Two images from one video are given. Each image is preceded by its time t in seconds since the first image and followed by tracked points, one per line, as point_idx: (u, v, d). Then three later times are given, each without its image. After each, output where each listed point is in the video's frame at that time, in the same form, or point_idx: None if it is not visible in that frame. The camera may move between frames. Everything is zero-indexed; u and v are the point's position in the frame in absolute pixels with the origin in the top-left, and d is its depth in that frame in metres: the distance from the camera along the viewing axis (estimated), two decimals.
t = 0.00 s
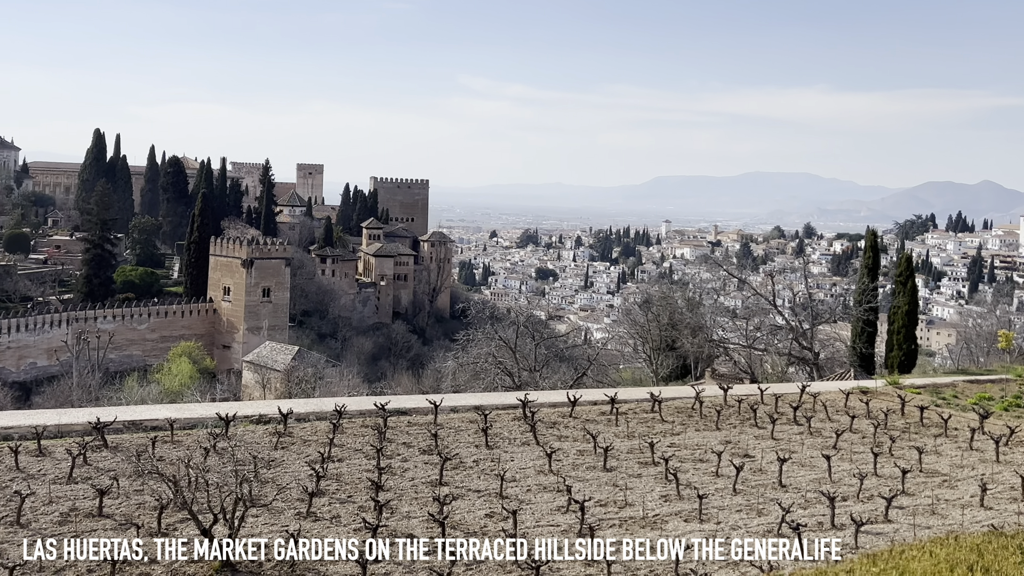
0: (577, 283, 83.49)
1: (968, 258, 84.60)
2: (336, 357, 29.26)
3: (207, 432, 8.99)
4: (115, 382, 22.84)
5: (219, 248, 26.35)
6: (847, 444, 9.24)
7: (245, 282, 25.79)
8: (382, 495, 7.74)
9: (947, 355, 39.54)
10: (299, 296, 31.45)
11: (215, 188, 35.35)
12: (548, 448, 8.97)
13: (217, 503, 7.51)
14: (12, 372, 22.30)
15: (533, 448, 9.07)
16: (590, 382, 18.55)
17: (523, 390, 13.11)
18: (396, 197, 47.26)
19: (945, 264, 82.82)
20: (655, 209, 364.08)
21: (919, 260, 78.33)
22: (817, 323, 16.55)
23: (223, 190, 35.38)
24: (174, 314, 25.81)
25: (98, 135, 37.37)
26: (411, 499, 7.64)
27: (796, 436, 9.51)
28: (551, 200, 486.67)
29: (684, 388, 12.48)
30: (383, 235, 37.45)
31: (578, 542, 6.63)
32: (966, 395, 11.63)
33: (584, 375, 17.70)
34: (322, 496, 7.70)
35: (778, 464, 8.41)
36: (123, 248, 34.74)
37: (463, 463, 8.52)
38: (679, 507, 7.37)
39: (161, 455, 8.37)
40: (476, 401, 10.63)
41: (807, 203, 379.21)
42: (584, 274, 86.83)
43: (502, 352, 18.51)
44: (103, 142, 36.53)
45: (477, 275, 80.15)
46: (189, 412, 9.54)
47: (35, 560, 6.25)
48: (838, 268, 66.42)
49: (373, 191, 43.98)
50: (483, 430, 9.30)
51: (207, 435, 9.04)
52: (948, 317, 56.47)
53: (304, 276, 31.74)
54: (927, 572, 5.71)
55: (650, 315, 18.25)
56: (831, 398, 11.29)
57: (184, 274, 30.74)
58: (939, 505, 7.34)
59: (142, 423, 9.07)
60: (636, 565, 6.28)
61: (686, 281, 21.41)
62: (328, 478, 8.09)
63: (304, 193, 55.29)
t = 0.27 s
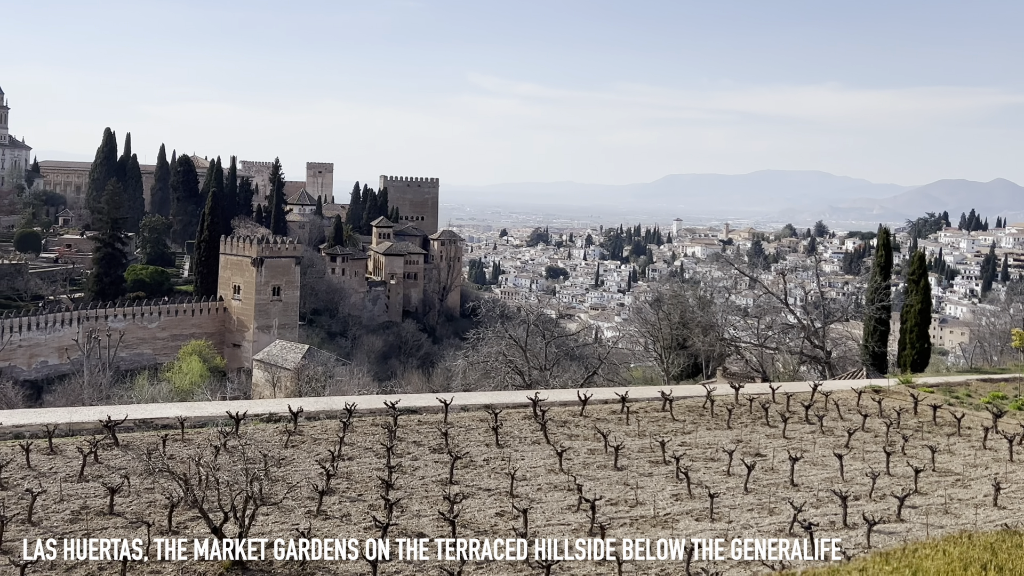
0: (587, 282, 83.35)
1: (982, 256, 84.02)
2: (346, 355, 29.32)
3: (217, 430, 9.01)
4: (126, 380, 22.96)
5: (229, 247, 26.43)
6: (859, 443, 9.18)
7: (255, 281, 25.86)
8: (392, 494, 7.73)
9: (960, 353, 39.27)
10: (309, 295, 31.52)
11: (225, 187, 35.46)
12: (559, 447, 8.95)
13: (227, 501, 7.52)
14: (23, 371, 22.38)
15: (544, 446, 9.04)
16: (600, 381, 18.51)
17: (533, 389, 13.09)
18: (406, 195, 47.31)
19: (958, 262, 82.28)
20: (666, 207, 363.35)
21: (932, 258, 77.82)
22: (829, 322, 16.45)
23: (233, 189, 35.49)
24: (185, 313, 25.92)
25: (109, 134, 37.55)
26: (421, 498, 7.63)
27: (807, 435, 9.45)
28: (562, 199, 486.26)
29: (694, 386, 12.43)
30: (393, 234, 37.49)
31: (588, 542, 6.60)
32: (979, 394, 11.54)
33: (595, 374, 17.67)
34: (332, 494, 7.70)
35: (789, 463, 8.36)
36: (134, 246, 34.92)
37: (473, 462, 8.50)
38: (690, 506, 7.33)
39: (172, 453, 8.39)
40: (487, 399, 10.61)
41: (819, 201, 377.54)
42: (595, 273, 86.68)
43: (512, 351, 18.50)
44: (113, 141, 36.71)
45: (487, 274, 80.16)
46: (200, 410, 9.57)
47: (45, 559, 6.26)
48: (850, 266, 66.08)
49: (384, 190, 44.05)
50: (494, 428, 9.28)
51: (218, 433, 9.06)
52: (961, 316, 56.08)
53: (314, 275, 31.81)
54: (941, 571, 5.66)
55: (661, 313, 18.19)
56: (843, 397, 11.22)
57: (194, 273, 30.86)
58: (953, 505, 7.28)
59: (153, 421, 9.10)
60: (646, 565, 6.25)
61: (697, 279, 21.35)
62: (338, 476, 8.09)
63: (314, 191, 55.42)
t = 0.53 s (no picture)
0: (596, 281, 83.26)
1: (993, 256, 83.54)
2: (355, 354, 29.34)
3: (226, 429, 9.02)
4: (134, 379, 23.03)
5: (237, 246, 26.50)
6: (870, 443, 9.12)
7: (263, 280, 25.91)
8: (401, 493, 7.72)
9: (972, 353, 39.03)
10: (317, 294, 31.58)
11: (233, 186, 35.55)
12: (568, 446, 8.92)
13: (236, 500, 7.52)
14: (32, 369, 22.32)
15: (553, 446, 9.02)
16: (610, 380, 18.47)
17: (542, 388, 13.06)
18: (414, 194, 47.35)
19: (970, 261, 81.85)
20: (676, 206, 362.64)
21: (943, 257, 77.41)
22: (840, 321, 16.34)
23: (242, 188, 35.57)
24: (193, 312, 26.00)
25: (117, 133, 37.69)
26: (430, 497, 7.61)
27: (818, 434, 9.40)
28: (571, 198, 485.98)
29: (703, 385, 12.40)
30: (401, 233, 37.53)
31: (598, 541, 6.57)
32: (991, 393, 11.47)
33: (604, 373, 17.63)
34: (341, 493, 7.70)
35: (800, 462, 8.31)
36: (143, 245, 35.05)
37: (482, 461, 8.48)
38: (700, 505, 7.30)
39: (180, 452, 8.40)
40: (496, 398, 10.59)
41: (829, 200, 376.12)
42: (604, 272, 86.57)
43: (521, 350, 18.49)
44: (122, 140, 36.83)
45: (496, 273, 80.19)
46: (209, 409, 9.58)
47: (55, 558, 6.27)
48: (860, 265, 65.81)
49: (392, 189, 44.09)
50: (503, 427, 9.26)
51: (227, 432, 9.07)
52: (972, 315, 55.72)
53: (322, 274, 31.87)
54: (952, 570, 5.62)
55: (670, 312, 18.14)
56: (854, 396, 11.17)
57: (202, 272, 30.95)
58: (964, 504, 7.22)
59: (162, 420, 9.12)
60: (656, 564, 6.23)
61: (706, 278, 21.28)
62: (346, 475, 8.08)
63: (322, 190, 55.52)
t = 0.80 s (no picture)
0: (606, 280, 83.13)
1: (1006, 254, 83.00)
2: (364, 354, 29.37)
3: (235, 428, 9.02)
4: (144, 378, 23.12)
5: (246, 245, 26.56)
6: (881, 442, 9.05)
7: (272, 279, 25.96)
8: (410, 492, 7.71)
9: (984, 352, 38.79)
10: (326, 293, 31.63)
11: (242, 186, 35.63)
12: (577, 445, 8.88)
13: (246, 499, 7.51)
14: (42, 368, 22.48)
15: (563, 445, 8.98)
16: (620, 379, 18.42)
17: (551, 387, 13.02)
18: (423, 193, 47.37)
19: (982, 260, 81.36)
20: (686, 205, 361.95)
21: (955, 256, 76.96)
22: (851, 320, 16.25)
23: (251, 187, 35.65)
24: (203, 311, 26.06)
25: (127, 133, 37.82)
26: (440, 496, 7.60)
27: (829, 434, 9.35)
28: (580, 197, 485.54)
29: (713, 384, 12.34)
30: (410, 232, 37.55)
31: (608, 540, 6.54)
32: (1003, 392, 11.38)
33: (614, 372, 17.58)
34: (350, 492, 7.69)
35: (811, 462, 8.25)
36: (152, 245, 35.18)
37: (491, 461, 8.45)
38: (711, 505, 7.26)
39: (190, 451, 8.41)
40: (505, 397, 10.56)
41: (840, 199, 374.57)
42: (613, 271, 86.46)
43: (530, 349, 18.46)
44: (131, 140, 36.97)
45: (505, 272, 80.15)
46: (218, 408, 9.59)
47: (67, 559, 6.26)
48: (871, 263, 65.51)
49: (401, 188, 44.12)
50: (512, 427, 9.24)
51: (237, 431, 9.08)
52: (985, 314, 55.38)
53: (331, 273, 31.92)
54: (966, 570, 5.57)
55: (680, 311, 18.08)
56: (865, 395, 11.10)
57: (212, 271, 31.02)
58: (976, 504, 7.16)
59: (171, 419, 9.13)
60: (667, 564, 6.20)
61: (717, 277, 21.20)
62: (356, 474, 8.08)
63: (331, 190, 55.63)
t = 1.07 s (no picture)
0: (618, 279, 82.97)
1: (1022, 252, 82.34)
2: (376, 353, 29.40)
3: (247, 427, 9.03)
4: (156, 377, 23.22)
5: (258, 245, 26.65)
6: (896, 442, 8.97)
7: (284, 278, 26.03)
8: (423, 491, 7.69)
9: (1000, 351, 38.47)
10: (338, 292, 31.69)
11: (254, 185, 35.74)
12: (590, 445, 8.84)
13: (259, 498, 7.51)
14: (55, 367, 22.58)
15: (575, 444, 8.94)
16: (632, 378, 18.36)
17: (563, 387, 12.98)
18: (434, 192, 47.40)
19: (998, 258, 80.75)
20: (699, 203, 360.88)
21: (971, 254, 76.43)
22: (865, 318, 16.12)
23: (262, 187, 35.76)
24: (215, 310, 26.16)
25: (139, 133, 38.00)
26: (452, 495, 7.58)
27: (843, 434, 9.27)
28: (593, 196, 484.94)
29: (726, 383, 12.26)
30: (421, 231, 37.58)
31: (620, 540, 6.51)
32: (1020, 392, 11.26)
33: (626, 371, 17.52)
34: (362, 491, 7.68)
35: (825, 461, 8.18)
36: (164, 244, 35.34)
37: (503, 460, 8.43)
38: (724, 505, 7.21)
39: (202, 450, 8.42)
40: (518, 396, 10.53)
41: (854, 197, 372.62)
42: (626, 270, 86.30)
43: (542, 348, 18.42)
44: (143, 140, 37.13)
45: (517, 271, 80.13)
46: (230, 407, 9.60)
47: (85, 560, 6.26)
48: (886, 262, 65.14)
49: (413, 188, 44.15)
50: (524, 426, 9.20)
51: (248, 430, 9.08)
52: (1000, 313, 54.96)
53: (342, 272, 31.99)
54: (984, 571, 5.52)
55: (693, 310, 17.99)
56: (879, 395, 11.00)
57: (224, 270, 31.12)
58: (992, 504, 7.08)
59: (183, 418, 9.15)
60: (680, 564, 6.16)
61: (730, 276, 21.10)
62: (368, 473, 8.07)
63: (343, 189, 55.74)
